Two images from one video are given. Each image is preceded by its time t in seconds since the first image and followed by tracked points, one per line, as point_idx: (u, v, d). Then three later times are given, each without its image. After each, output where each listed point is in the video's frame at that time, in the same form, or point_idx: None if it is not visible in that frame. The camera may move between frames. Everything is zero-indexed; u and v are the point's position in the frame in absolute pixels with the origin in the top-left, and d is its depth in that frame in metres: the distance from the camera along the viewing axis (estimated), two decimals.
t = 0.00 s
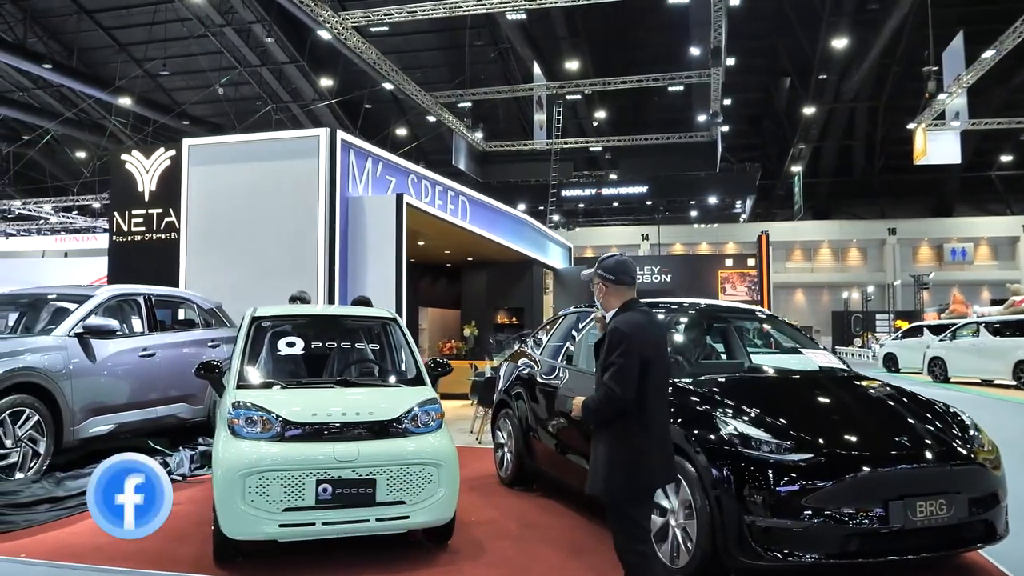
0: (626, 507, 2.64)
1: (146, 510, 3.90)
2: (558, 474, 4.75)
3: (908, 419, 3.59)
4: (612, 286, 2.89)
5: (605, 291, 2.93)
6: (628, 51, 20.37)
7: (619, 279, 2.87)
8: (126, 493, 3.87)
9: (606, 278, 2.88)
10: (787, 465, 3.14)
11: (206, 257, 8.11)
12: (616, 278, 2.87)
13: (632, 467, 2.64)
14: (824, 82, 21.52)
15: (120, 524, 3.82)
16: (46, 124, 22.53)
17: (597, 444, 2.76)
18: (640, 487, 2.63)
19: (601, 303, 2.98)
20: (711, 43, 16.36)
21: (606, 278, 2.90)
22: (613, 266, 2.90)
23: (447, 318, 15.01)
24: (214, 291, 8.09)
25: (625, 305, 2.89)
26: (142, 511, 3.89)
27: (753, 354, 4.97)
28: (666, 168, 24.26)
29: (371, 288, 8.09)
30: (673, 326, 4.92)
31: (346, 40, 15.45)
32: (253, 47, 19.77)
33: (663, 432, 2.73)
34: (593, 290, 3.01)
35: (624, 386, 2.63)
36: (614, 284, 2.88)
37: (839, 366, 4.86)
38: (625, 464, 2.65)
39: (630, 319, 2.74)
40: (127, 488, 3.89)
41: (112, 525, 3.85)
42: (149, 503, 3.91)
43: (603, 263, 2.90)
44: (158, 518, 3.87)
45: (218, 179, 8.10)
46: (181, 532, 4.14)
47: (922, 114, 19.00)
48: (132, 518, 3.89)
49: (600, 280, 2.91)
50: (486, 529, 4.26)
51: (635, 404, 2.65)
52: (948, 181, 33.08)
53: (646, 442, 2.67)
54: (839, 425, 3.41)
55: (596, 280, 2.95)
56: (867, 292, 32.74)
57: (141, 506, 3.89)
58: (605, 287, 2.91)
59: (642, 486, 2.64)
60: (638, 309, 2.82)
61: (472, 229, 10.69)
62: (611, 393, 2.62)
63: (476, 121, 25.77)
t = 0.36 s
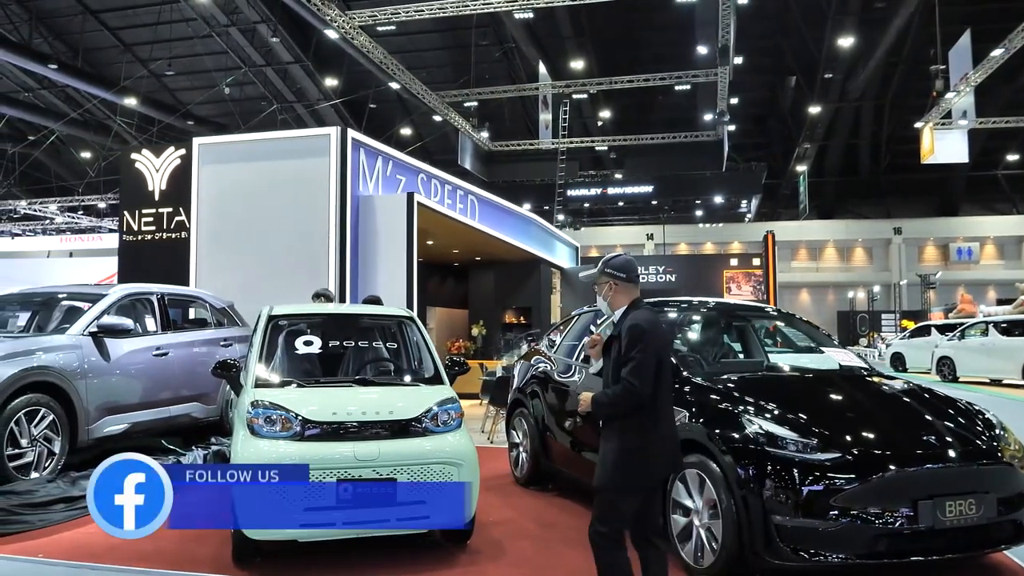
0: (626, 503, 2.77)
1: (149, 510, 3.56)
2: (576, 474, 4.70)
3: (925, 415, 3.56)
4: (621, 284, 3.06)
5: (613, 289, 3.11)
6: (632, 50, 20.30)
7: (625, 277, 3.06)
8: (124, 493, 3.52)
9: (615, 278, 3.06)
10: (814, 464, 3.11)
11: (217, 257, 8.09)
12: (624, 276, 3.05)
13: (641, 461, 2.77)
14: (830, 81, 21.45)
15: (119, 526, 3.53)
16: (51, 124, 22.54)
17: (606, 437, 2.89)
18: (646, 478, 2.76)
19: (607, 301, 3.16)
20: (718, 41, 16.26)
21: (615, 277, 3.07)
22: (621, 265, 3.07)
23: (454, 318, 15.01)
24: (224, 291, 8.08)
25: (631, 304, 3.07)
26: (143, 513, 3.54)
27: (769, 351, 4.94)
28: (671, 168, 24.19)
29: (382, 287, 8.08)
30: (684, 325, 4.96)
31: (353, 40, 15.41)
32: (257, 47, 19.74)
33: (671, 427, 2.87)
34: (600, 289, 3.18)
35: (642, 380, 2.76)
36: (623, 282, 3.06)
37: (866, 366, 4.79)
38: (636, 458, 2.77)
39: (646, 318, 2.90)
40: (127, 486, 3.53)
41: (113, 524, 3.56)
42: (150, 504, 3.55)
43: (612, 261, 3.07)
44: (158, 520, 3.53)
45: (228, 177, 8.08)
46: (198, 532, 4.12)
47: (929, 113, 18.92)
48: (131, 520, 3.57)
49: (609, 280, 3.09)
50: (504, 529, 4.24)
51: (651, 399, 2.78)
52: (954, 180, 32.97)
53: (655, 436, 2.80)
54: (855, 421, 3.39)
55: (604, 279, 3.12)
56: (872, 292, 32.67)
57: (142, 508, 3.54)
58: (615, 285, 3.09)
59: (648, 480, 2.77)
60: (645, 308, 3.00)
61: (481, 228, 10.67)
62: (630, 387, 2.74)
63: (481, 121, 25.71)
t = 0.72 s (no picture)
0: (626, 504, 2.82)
1: (150, 511, 3.22)
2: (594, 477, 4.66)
3: (943, 414, 3.54)
4: (624, 289, 3.15)
5: (614, 293, 3.18)
6: (637, 50, 20.24)
7: (625, 282, 3.15)
8: (124, 494, 3.19)
9: (613, 280, 3.14)
10: (841, 466, 3.08)
11: (228, 257, 8.10)
12: (625, 281, 3.15)
13: (642, 465, 2.82)
14: (837, 81, 21.39)
15: (119, 526, 3.18)
16: (58, 125, 22.55)
17: (605, 439, 2.93)
18: (651, 478, 2.81)
19: (607, 305, 3.23)
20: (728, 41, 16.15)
21: (618, 281, 3.15)
22: (623, 269, 3.15)
23: (462, 318, 15.00)
24: (236, 291, 8.08)
25: (631, 307, 3.15)
26: (144, 513, 3.21)
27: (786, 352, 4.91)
28: (677, 168, 24.14)
29: (394, 287, 8.06)
30: (700, 324, 4.92)
31: (362, 40, 15.41)
32: (263, 47, 19.72)
33: (672, 430, 2.92)
34: (597, 293, 3.26)
35: (643, 382, 2.82)
36: (625, 286, 3.15)
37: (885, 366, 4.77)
38: (635, 462, 2.82)
39: (644, 322, 2.96)
40: (127, 485, 3.21)
41: (113, 525, 3.22)
42: (152, 504, 3.22)
43: (613, 267, 3.14)
44: (159, 521, 3.19)
45: (239, 177, 8.08)
46: (218, 533, 4.14)
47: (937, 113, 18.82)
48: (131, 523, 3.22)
49: (611, 284, 3.16)
50: (523, 529, 4.23)
51: (652, 401, 2.83)
52: (960, 180, 32.86)
53: (656, 442, 2.84)
54: (874, 421, 3.37)
55: (604, 284, 3.19)
56: (878, 292, 32.59)
57: (143, 508, 3.21)
58: (617, 291, 3.17)
59: (651, 483, 2.81)
60: (643, 311, 3.07)
61: (491, 228, 10.65)
62: (631, 391, 2.80)
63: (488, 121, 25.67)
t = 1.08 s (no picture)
0: (611, 502, 2.83)
1: (150, 511, 3.21)
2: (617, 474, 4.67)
3: (960, 412, 3.53)
4: (612, 289, 3.14)
5: (602, 293, 3.18)
6: (643, 50, 20.19)
7: (613, 281, 3.13)
8: (125, 493, 3.18)
9: (603, 279, 3.12)
10: (868, 466, 3.07)
11: (241, 257, 8.11)
12: (614, 279, 3.13)
13: (620, 465, 2.83)
14: (843, 80, 21.39)
15: (120, 526, 3.17)
16: (64, 125, 22.57)
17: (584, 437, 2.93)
18: (628, 478, 2.82)
19: (596, 304, 3.22)
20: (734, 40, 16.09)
21: (606, 280, 3.14)
22: (611, 267, 3.14)
23: (470, 318, 15.02)
24: (249, 291, 8.09)
25: (618, 307, 3.14)
26: (144, 513, 3.19)
27: (804, 352, 4.91)
28: (684, 169, 24.07)
29: (406, 287, 8.05)
30: (715, 324, 4.90)
31: (371, 40, 15.41)
32: (269, 48, 19.70)
33: (649, 430, 2.94)
34: (587, 291, 3.25)
35: (617, 385, 2.81)
36: (613, 286, 3.14)
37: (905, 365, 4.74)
38: (613, 463, 2.83)
39: (625, 323, 2.95)
40: (126, 485, 3.20)
41: (113, 525, 3.22)
42: (151, 504, 3.20)
43: (600, 265, 3.12)
44: (159, 521, 3.16)
45: (252, 177, 8.08)
46: (239, 533, 4.15)
47: (945, 113, 18.73)
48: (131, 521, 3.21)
49: (600, 283, 3.15)
50: (542, 528, 4.25)
51: (627, 402, 2.84)
52: (967, 179, 32.76)
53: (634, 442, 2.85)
54: (892, 419, 3.36)
55: (593, 282, 3.17)
56: (885, 293, 32.51)
57: (144, 508, 3.19)
58: (607, 290, 3.15)
59: (629, 483, 2.83)
60: (631, 311, 3.05)
61: (501, 228, 10.64)
62: (605, 392, 2.80)
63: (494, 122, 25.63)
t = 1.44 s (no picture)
0: (622, 502, 2.89)
1: (150, 511, 2.57)
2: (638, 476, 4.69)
3: (976, 411, 3.52)
4: (617, 287, 3.17)
5: (611, 292, 3.19)
6: (649, 50, 20.16)
7: (620, 279, 3.16)
8: (123, 494, 2.53)
9: (617, 278, 3.15)
10: (892, 468, 3.05)
11: (252, 256, 8.12)
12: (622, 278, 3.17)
13: (624, 465, 2.90)
14: (849, 80, 21.34)
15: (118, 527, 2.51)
16: (69, 126, 22.58)
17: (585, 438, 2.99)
18: (629, 477, 2.89)
19: (608, 303, 3.21)
20: (740, 40, 16.07)
21: (616, 279, 3.16)
22: (615, 266, 3.17)
23: (478, 318, 15.06)
24: (259, 291, 8.10)
25: (625, 306, 3.17)
26: (144, 514, 2.55)
27: (821, 351, 4.88)
28: (690, 169, 24.05)
29: (418, 288, 8.05)
30: (730, 324, 4.92)
31: (379, 40, 15.41)
32: (274, 48, 19.69)
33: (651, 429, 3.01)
34: (592, 288, 3.26)
35: (627, 387, 2.87)
36: (618, 285, 3.17)
37: (921, 365, 4.73)
38: (617, 462, 2.90)
39: (636, 324, 3.00)
40: (126, 485, 2.55)
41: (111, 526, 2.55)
42: (151, 505, 2.57)
43: (610, 264, 3.15)
44: (160, 522, 2.54)
45: (263, 177, 8.09)
46: (259, 534, 4.17)
47: (952, 113, 18.67)
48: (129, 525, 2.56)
49: (615, 282, 3.17)
50: (561, 528, 4.27)
51: (635, 403, 2.89)
52: (973, 179, 32.71)
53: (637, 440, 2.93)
54: (915, 420, 3.35)
55: (609, 281, 3.18)
56: (890, 293, 32.48)
57: (144, 509, 2.55)
58: (617, 288, 3.18)
59: (632, 482, 2.90)
60: (637, 313, 3.09)
61: (510, 228, 10.63)
62: (615, 393, 2.85)
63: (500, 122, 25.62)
